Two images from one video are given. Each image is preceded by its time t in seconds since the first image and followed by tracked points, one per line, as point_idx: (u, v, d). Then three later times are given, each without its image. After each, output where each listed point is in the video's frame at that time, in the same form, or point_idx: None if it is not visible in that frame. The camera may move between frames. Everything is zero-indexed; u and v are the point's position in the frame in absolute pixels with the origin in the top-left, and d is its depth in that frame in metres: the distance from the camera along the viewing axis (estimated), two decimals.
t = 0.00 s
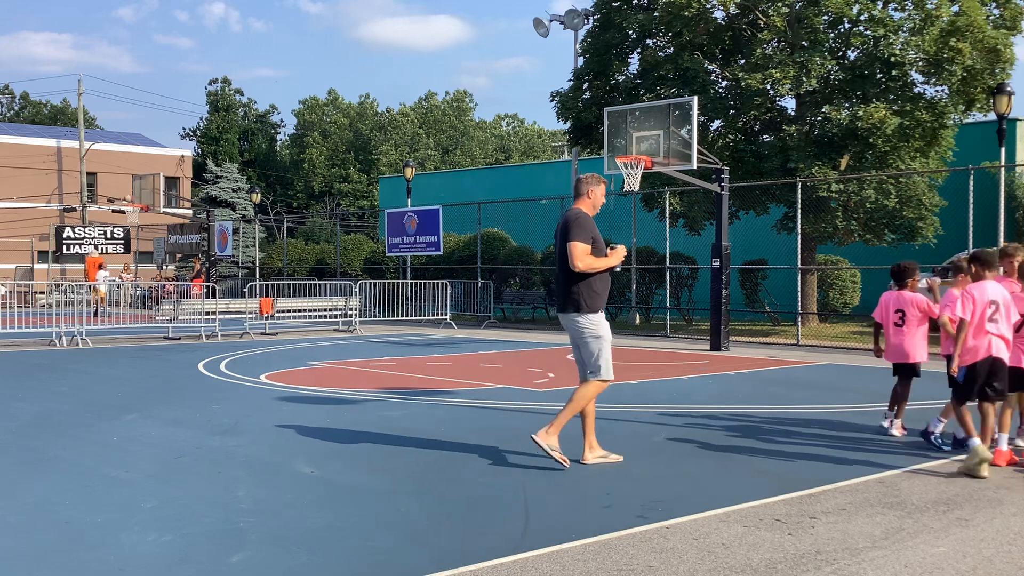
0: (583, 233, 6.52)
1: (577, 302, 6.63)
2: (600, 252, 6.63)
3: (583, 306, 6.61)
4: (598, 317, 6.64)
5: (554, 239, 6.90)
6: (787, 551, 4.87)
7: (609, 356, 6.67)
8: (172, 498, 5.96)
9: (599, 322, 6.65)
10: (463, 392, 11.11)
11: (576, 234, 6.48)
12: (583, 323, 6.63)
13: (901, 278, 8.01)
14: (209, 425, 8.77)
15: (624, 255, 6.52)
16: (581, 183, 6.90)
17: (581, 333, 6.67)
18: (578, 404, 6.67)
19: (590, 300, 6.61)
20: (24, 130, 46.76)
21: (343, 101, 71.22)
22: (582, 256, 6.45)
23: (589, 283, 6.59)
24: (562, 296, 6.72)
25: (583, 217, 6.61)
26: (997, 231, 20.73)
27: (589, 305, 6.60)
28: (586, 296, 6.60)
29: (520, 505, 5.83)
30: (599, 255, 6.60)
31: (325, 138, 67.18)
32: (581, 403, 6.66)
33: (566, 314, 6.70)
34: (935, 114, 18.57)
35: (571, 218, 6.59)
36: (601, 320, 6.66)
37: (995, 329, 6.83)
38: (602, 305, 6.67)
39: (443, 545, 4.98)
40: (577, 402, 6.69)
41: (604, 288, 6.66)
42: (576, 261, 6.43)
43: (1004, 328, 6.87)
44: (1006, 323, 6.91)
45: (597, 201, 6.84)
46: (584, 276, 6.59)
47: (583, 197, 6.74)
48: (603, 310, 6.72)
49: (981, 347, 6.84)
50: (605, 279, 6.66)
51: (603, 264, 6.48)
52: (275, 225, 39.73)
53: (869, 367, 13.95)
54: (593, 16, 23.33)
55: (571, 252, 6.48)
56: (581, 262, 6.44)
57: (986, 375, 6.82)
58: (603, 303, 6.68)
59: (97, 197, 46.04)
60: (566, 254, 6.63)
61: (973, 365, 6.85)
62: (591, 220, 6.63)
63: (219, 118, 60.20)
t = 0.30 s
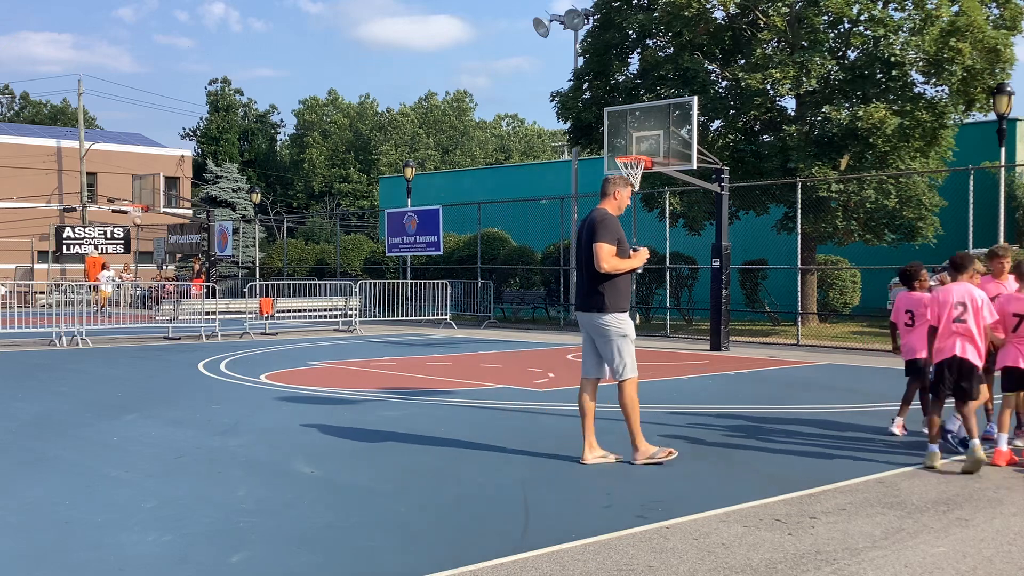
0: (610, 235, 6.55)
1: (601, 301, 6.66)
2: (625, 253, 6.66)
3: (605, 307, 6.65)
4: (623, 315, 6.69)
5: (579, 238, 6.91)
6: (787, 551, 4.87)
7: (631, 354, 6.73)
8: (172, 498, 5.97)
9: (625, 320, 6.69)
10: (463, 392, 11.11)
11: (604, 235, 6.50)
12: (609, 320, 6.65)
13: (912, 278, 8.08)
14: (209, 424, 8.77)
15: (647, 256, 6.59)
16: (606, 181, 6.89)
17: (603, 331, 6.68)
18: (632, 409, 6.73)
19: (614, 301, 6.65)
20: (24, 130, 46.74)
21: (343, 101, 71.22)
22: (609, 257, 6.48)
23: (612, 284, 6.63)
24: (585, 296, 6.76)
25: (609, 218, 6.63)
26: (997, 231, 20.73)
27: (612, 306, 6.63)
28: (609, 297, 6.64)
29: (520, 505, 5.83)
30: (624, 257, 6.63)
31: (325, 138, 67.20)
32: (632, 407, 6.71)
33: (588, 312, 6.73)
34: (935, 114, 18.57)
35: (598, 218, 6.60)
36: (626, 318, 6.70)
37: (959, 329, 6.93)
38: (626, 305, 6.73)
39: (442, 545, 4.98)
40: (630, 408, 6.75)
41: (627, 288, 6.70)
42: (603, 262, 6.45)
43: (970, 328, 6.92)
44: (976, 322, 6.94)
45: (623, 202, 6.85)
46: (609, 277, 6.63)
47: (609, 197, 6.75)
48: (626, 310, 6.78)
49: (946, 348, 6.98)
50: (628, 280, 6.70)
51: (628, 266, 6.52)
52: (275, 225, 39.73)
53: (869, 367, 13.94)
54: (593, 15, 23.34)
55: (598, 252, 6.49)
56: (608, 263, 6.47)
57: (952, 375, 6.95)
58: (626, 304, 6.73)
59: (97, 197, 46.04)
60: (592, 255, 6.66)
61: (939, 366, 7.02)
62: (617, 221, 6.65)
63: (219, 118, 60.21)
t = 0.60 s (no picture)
0: (642, 239, 6.55)
1: (633, 306, 6.68)
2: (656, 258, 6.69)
3: (637, 311, 6.67)
4: (656, 318, 6.69)
5: (608, 240, 6.90)
6: (787, 551, 4.87)
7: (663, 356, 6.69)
8: (171, 498, 5.96)
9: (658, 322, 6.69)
10: (462, 392, 11.11)
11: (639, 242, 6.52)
12: (642, 323, 6.66)
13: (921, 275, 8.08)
14: (210, 424, 8.77)
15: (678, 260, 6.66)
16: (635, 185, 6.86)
17: (634, 332, 6.68)
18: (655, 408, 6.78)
19: (645, 305, 6.68)
20: (24, 130, 46.76)
21: (343, 101, 71.25)
22: (644, 264, 6.51)
23: (644, 289, 6.67)
24: (615, 299, 6.79)
25: (642, 224, 6.64)
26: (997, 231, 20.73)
27: (644, 310, 6.66)
28: (640, 301, 6.67)
29: (520, 505, 5.83)
30: (655, 260, 6.64)
31: (325, 138, 67.19)
32: (656, 407, 6.78)
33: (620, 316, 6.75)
34: (935, 114, 18.57)
35: (632, 225, 6.61)
36: (657, 319, 6.69)
37: (935, 325, 7.12)
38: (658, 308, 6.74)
39: (442, 545, 4.98)
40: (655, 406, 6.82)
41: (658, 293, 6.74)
42: (637, 270, 6.48)
43: (946, 324, 7.08)
44: (954, 318, 7.07)
45: (653, 204, 6.84)
46: (640, 282, 6.64)
47: (639, 201, 6.74)
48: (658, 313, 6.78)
49: (927, 345, 7.19)
50: (659, 284, 6.72)
51: (659, 270, 6.53)
52: (274, 226, 39.68)
53: (869, 367, 13.93)
54: (593, 16, 23.34)
55: (633, 260, 6.51)
56: (643, 270, 6.50)
57: (934, 371, 7.13)
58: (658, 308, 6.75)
59: (97, 197, 46.04)
60: (624, 259, 6.66)
61: (920, 361, 7.25)
62: (647, 226, 6.67)
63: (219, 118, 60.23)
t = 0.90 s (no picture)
0: (673, 237, 6.58)
1: (661, 304, 6.71)
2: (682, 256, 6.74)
3: (664, 309, 6.70)
4: (678, 318, 6.74)
5: (633, 239, 6.92)
6: (787, 551, 4.87)
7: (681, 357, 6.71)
8: (172, 498, 5.96)
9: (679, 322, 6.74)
10: (462, 392, 11.11)
11: (671, 239, 6.54)
12: (664, 321, 6.71)
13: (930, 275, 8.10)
14: (210, 424, 8.77)
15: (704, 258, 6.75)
16: (659, 183, 6.89)
17: (654, 329, 6.74)
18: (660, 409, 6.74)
19: (672, 302, 6.72)
20: (24, 130, 46.75)
21: (343, 101, 71.27)
22: (676, 261, 6.53)
23: (671, 287, 6.71)
24: (641, 296, 6.82)
25: (671, 222, 6.67)
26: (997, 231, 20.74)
27: (671, 308, 6.69)
28: (667, 298, 6.71)
29: (520, 505, 5.83)
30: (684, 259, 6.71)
31: (325, 138, 67.19)
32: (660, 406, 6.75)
33: (645, 313, 6.78)
34: (935, 114, 18.57)
35: (661, 223, 6.63)
36: (679, 319, 6.74)
37: (929, 325, 7.24)
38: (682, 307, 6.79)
39: (442, 546, 4.97)
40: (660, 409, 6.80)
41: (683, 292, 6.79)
42: (670, 267, 6.49)
43: (938, 325, 7.17)
44: (946, 319, 7.13)
45: (678, 202, 6.90)
46: (669, 280, 6.67)
47: (666, 199, 6.79)
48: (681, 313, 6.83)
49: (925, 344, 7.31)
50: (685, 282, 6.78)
51: (690, 268, 6.58)
52: (274, 226, 39.65)
53: (868, 368, 13.93)
54: (593, 16, 23.35)
55: (666, 257, 6.52)
56: (675, 267, 6.52)
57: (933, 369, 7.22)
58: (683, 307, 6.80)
59: (97, 197, 46.04)
60: (653, 257, 6.67)
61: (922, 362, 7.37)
62: (675, 224, 6.71)
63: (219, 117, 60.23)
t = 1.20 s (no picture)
0: (691, 238, 6.58)
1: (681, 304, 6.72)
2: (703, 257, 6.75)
3: (684, 310, 6.72)
4: (696, 319, 6.73)
5: (655, 240, 6.94)
6: (787, 551, 4.87)
7: (694, 358, 6.74)
8: (172, 498, 5.96)
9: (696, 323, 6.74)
10: (462, 392, 11.11)
11: (690, 240, 6.55)
12: (681, 322, 6.72)
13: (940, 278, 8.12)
14: (210, 424, 8.76)
15: (724, 260, 6.76)
16: (680, 184, 6.90)
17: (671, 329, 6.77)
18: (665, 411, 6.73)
19: (694, 301, 6.73)
20: (24, 130, 46.74)
21: (343, 101, 71.26)
22: (694, 262, 6.54)
23: (691, 287, 6.71)
24: (662, 297, 6.84)
25: (689, 223, 6.67)
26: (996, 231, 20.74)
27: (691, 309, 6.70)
28: (688, 298, 6.72)
29: (520, 505, 5.83)
30: (704, 259, 6.71)
31: (325, 138, 67.20)
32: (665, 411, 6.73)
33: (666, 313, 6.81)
34: (935, 114, 18.57)
35: (678, 224, 6.64)
36: (697, 321, 6.73)
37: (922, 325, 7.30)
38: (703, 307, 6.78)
39: (442, 546, 4.97)
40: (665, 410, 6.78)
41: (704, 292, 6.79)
42: (688, 268, 6.51)
43: (930, 324, 7.22)
44: (937, 319, 7.17)
45: (698, 204, 6.89)
46: (689, 280, 6.68)
47: (684, 201, 6.80)
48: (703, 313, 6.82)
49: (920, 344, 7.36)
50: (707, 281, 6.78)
51: (709, 268, 6.58)
52: (274, 226, 39.66)
53: (868, 368, 13.92)
54: (593, 16, 23.35)
55: (684, 258, 6.54)
56: (694, 268, 6.53)
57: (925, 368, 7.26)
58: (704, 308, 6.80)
59: (97, 197, 46.03)
60: (672, 258, 6.69)
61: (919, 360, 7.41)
62: (694, 225, 6.71)
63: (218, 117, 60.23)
